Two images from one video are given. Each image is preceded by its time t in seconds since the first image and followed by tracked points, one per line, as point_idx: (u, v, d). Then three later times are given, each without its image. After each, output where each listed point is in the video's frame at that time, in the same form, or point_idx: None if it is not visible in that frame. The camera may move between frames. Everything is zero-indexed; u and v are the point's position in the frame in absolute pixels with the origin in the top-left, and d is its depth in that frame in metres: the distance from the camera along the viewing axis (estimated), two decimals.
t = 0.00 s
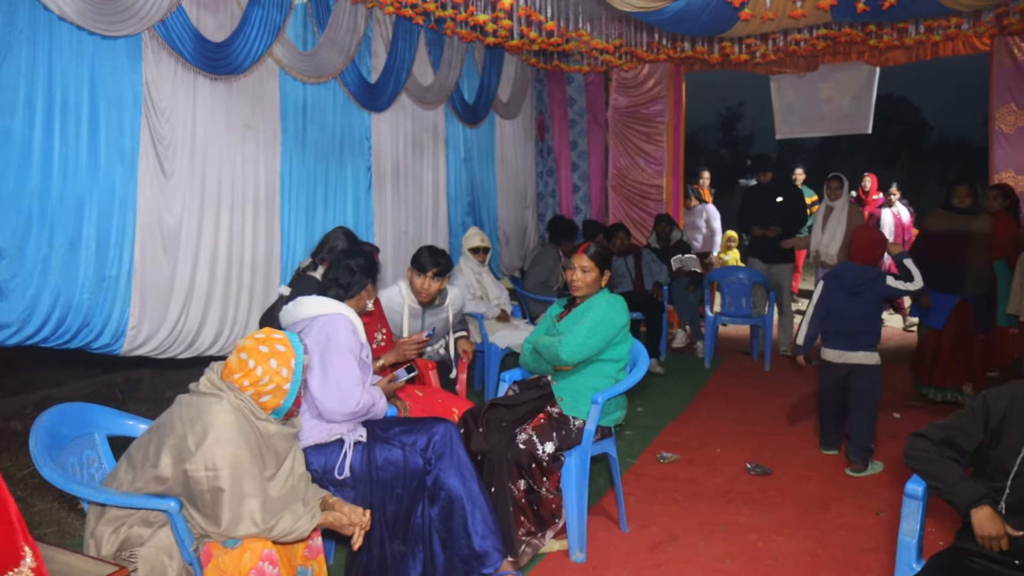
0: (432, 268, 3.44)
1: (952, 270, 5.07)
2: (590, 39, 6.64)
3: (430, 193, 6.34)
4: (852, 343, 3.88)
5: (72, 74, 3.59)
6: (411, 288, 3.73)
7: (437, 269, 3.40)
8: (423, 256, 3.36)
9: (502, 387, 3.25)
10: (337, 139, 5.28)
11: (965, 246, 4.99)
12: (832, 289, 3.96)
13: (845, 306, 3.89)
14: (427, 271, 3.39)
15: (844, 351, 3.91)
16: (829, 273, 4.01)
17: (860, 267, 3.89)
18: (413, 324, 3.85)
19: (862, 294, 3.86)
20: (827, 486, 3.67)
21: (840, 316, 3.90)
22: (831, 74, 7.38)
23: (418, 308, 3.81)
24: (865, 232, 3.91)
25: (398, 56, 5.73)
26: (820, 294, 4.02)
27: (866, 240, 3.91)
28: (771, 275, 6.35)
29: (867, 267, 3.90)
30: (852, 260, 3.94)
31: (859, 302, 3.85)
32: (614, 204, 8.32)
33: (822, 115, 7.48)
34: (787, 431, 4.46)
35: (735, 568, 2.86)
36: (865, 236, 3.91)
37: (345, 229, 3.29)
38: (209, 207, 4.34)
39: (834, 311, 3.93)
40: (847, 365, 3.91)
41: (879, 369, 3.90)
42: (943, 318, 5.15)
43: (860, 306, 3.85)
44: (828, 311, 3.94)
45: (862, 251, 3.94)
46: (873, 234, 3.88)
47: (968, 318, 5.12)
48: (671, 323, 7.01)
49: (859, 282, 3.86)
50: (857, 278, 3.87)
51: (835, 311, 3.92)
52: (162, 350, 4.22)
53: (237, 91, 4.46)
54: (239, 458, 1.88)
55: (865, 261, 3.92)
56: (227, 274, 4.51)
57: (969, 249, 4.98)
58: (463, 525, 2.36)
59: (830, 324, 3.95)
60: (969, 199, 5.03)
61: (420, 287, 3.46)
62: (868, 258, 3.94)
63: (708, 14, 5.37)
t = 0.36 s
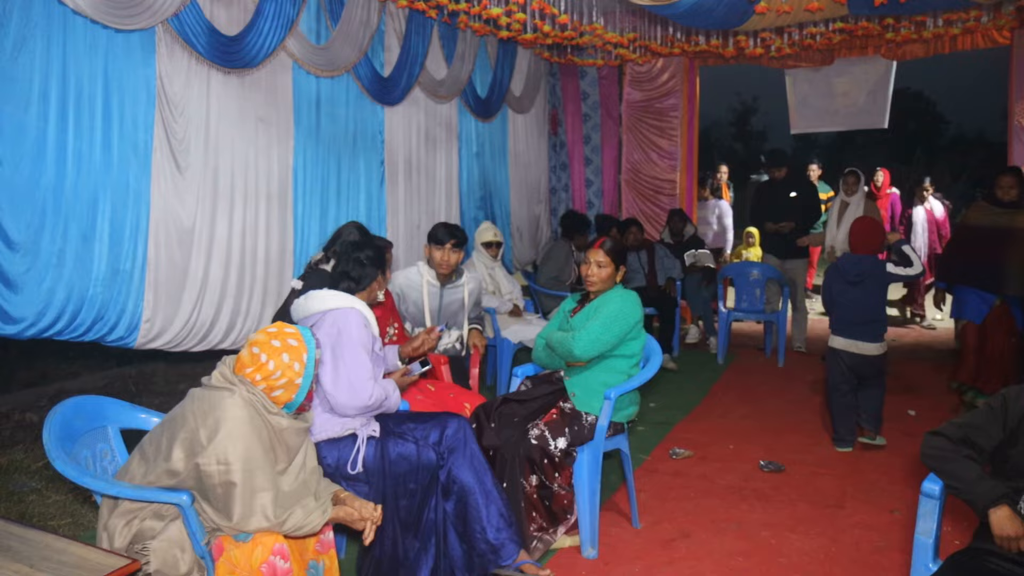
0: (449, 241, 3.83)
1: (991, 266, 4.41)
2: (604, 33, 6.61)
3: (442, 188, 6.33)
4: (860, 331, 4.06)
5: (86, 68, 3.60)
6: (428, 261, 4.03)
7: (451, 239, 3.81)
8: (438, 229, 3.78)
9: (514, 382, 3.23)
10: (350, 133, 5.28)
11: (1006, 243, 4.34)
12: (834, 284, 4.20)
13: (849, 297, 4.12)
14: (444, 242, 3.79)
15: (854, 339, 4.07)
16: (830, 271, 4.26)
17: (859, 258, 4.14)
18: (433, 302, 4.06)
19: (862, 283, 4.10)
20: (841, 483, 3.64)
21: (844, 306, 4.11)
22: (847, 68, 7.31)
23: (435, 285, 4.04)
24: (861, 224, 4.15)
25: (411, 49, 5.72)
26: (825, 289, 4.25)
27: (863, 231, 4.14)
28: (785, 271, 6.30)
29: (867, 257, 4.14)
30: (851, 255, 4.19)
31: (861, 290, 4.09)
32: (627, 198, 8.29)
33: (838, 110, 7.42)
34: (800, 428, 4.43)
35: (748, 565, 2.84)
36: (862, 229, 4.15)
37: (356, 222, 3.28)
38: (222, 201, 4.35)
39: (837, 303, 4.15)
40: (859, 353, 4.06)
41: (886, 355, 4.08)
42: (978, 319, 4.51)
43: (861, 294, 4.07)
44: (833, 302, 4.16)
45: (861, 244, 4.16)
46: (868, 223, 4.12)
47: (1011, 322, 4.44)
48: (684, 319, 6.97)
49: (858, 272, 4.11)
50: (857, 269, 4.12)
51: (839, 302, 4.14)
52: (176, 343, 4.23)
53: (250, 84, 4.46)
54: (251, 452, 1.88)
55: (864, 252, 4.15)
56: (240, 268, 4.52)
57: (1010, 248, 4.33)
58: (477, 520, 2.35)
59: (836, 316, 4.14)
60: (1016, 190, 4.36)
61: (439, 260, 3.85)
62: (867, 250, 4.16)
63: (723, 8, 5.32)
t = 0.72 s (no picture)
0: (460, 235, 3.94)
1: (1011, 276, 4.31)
2: (620, 33, 6.58)
3: (457, 188, 6.32)
4: (892, 333, 4.07)
5: (103, 69, 3.63)
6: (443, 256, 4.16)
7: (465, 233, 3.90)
8: (450, 223, 3.87)
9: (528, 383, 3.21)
10: (365, 134, 5.28)
11: None
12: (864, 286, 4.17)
13: (881, 299, 4.10)
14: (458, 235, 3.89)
15: (887, 340, 4.08)
16: (856, 273, 4.22)
17: (893, 260, 4.13)
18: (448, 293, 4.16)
19: (895, 286, 4.10)
20: (859, 487, 3.59)
21: (876, 308, 4.11)
22: (865, 68, 7.23)
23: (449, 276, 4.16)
24: (894, 228, 4.16)
25: (426, 50, 5.72)
26: (852, 291, 4.21)
27: (896, 234, 4.16)
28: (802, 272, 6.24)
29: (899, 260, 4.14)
30: (881, 257, 4.17)
31: (895, 293, 4.08)
32: (642, 199, 8.26)
33: (855, 110, 7.34)
34: (818, 430, 4.38)
35: (764, 569, 2.80)
36: (895, 232, 4.16)
37: (368, 223, 3.28)
38: (238, 201, 4.36)
39: (869, 305, 4.13)
40: (890, 353, 4.08)
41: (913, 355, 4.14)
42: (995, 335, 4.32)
43: (895, 297, 4.07)
44: (864, 304, 4.14)
45: (892, 248, 4.17)
46: (901, 227, 4.14)
47: None
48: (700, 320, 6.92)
49: (890, 274, 4.11)
50: (889, 271, 4.12)
51: (871, 304, 4.13)
52: (191, 343, 4.25)
53: (266, 85, 4.48)
54: (265, 453, 1.88)
55: (896, 255, 4.16)
56: (255, 268, 4.53)
57: None
58: (491, 522, 2.33)
59: (868, 316, 4.14)
60: None
61: (453, 254, 3.96)
62: (900, 252, 4.17)
63: (740, 7, 5.28)
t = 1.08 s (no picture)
0: (473, 241, 3.97)
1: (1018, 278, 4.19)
2: (630, 33, 6.56)
3: (468, 190, 6.32)
4: (918, 325, 4.21)
5: (115, 74, 3.65)
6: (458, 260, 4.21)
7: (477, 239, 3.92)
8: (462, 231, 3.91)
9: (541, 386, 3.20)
10: (376, 136, 5.29)
11: None
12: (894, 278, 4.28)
13: (909, 292, 4.21)
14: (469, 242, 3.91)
15: (911, 331, 4.22)
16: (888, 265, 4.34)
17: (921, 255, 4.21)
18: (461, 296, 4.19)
19: (924, 280, 4.17)
20: (875, 487, 3.56)
21: (903, 301, 4.24)
22: (877, 65, 7.18)
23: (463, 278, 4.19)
24: (924, 223, 4.23)
25: (436, 52, 5.72)
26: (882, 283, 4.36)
27: (925, 230, 4.26)
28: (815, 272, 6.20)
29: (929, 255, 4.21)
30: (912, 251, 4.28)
31: (922, 287, 4.17)
32: (653, 199, 8.23)
33: (868, 107, 7.30)
34: (832, 431, 4.34)
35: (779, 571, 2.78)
36: (924, 227, 4.26)
37: (378, 227, 3.28)
38: (249, 204, 4.38)
39: (896, 297, 4.26)
40: (914, 344, 4.22)
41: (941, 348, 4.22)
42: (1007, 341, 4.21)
43: (922, 291, 4.18)
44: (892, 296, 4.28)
45: (922, 242, 4.27)
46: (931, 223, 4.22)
47: None
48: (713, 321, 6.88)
49: (918, 269, 4.19)
50: (917, 265, 4.21)
51: (898, 297, 4.25)
52: (204, 346, 4.26)
53: (277, 88, 4.49)
54: (277, 457, 1.88)
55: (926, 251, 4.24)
56: (267, 271, 4.54)
57: None
58: (503, 526, 2.32)
59: (894, 308, 4.28)
60: None
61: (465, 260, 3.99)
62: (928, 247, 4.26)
63: (750, 6, 5.25)
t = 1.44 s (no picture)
0: (485, 234, 3.98)
1: None
2: (639, 25, 6.52)
3: (477, 184, 6.31)
4: (938, 315, 4.21)
5: (124, 72, 3.65)
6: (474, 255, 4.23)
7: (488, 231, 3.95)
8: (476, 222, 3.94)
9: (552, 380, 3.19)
10: (385, 132, 5.29)
11: None
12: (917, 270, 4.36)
13: (930, 283, 4.26)
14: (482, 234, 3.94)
15: (932, 322, 4.22)
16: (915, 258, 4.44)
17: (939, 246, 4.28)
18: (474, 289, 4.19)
19: (943, 270, 4.22)
20: (889, 481, 3.53)
21: (925, 291, 4.27)
22: (889, 55, 7.10)
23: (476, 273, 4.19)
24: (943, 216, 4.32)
25: (443, 46, 5.70)
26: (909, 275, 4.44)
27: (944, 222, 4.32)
28: (828, 264, 6.16)
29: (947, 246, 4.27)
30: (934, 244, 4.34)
31: (942, 277, 4.20)
32: (663, 191, 8.18)
33: (879, 98, 7.23)
34: (845, 424, 4.31)
35: (792, 565, 2.76)
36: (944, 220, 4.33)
37: (386, 222, 3.27)
38: (259, 201, 4.38)
39: (918, 288, 4.31)
40: (936, 334, 4.21)
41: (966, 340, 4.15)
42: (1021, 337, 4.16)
43: (941, 281, 4.21)
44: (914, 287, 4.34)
45: (944, 236, 4.33)
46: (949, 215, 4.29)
47: None
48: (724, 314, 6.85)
49: (938, 260, 4.26)
50: (937, 256, 4.27)
51: (919, 287, 4.31)
52: (215, 342, 4.28)
53: (285, 84, 4.49)
54: (288, 453, 1.88)
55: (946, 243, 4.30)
56: (278, 267, 4.55)
57: None
58: (514, 521, 2.32)
59: (919, 299, 4.33)
60: None
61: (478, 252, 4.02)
62: (948, 239, 4.31)
63: None
